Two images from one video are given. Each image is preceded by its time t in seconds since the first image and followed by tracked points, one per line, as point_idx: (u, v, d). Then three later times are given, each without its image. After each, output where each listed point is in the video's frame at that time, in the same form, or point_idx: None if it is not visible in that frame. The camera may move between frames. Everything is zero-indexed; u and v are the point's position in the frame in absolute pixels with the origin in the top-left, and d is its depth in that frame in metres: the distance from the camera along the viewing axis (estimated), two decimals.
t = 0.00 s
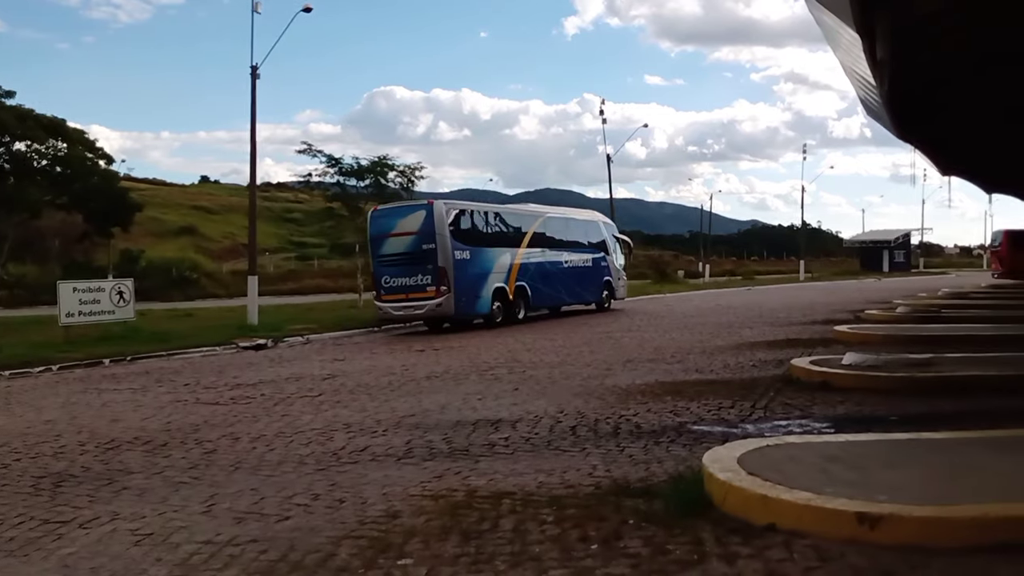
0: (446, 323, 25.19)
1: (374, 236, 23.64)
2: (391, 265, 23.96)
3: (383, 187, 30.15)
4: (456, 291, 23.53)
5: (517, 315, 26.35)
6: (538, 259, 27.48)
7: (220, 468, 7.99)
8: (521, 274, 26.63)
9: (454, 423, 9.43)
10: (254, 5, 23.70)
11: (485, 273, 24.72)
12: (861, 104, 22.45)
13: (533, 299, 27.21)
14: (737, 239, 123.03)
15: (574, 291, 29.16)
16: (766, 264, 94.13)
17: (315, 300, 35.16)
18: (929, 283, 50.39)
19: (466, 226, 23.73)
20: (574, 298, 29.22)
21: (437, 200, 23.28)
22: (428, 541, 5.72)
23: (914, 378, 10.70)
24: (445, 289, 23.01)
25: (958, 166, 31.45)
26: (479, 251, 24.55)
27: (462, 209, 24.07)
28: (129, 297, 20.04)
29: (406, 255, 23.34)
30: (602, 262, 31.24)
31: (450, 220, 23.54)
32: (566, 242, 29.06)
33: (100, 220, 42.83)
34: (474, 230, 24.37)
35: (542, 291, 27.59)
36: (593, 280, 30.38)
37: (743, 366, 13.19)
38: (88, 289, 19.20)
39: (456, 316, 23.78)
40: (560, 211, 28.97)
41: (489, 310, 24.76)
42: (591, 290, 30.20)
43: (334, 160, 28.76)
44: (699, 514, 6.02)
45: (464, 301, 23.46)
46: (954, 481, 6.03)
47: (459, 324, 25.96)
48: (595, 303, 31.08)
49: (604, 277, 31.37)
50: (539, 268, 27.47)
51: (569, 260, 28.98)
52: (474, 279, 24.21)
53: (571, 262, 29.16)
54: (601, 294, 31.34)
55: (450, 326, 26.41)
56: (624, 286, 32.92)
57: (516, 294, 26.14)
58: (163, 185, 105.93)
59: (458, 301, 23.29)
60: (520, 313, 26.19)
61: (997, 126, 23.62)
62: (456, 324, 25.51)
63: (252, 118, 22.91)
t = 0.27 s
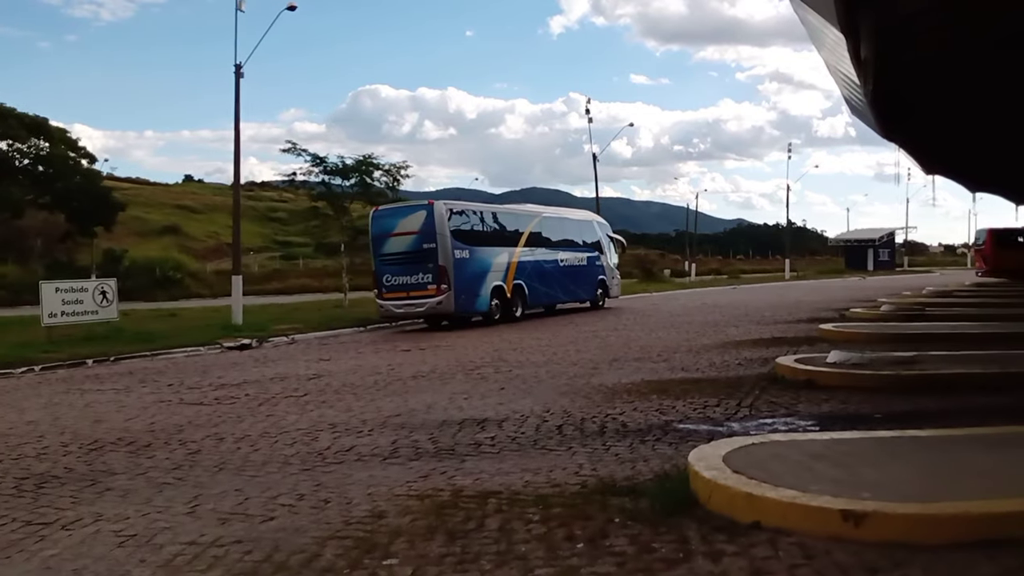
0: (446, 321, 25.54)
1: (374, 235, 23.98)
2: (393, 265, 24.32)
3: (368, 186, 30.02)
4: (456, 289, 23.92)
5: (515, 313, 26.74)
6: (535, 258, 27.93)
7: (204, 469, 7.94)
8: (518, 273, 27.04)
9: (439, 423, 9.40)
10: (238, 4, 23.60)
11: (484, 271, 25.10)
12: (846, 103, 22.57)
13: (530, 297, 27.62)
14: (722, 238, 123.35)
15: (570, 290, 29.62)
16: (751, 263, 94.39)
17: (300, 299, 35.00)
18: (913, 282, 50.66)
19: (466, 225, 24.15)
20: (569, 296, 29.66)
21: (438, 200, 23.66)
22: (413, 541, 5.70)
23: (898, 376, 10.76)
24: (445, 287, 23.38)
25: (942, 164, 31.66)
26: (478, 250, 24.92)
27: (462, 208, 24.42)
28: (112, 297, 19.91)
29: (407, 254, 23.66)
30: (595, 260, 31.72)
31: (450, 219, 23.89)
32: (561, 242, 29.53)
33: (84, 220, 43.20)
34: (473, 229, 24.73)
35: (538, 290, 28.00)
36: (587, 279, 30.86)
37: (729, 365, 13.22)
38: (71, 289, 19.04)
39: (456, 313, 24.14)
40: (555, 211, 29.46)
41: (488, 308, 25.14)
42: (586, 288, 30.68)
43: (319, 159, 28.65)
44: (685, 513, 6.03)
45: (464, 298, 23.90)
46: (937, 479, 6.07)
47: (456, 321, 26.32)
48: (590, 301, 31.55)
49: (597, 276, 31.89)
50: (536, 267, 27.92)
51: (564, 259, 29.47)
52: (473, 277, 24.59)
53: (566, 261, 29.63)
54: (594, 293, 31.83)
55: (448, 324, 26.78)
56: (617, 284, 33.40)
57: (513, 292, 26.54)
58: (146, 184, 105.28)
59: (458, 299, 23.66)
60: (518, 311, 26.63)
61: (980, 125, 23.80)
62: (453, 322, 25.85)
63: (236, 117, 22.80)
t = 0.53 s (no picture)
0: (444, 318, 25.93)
1: (376, 235, 24.48)
2: (394, 264, 24.79)
3: (355, 185, 29.99)
4: (456, 287, 24.32)
5: (513, 311, 27.14)
6: (532, 257, 28.34)
7: (189, 469, 7.91)
8: (516, 271, 27.45)
9: (426, 422, 9.40)
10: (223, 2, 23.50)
11: (483, 270, 25.53)
12: (831, 103, 22.71)
13: (527, 296, 28.03)
14: (709, 237, 123.66)
15: (566, 288, 30.05)
16: (738, 262, 94.62)
17: (286, 299, 34.87)
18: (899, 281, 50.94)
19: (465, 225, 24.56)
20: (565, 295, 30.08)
21: (439, 201, 24.17)
22: (400, 540, 5.70)
23: (883, 375, 10.83)
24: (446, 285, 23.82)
25: (927, 164, 31.87)
26: (477, 249, 25.35)
27: (462, 208, 24.89)
28: (96, 297, 19.79)
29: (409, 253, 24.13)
30: (590, 260, 32.15)
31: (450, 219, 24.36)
32: (557, 242, 29.97)
33: (69, 219, 43.01)
34: (473, 229, 25.17)
35: (535, 288, 28.42)
36: (583, 278, 31.29)
37: (715, 364, 13.27)
38: (55, 289, 18.92)
39: (456, 311, 24.56)
40: (552, 211, 29.89)
41: (487, 306, 25.56)
42: (582, 287, 31.10)
43: (305, 158, 28.55)
44: (670, 511, 6.05)
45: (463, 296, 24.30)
46: (920, 476, 6.11)
47: (456, 319, 26.72)
48: (585, 300, 31.97)
49: (593, 274, 32.30)
50: (533, 265, 28.33)
51: (561, 258, 29.88)
52: (473, 276, 25.02)
53: (562, 260, 30.06)
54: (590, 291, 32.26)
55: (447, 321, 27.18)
56: (612, 283, 33.81)
57: (511, 291, 26.97)
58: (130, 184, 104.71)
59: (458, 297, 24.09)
60: (516, 309, 27.04)
61: (964, 125, 23.96)
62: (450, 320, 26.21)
63: (221, 117, 22.70)
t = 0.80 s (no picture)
0: (442, 317, 26.30)
1: (376, 235, 24.87)
2: (393, 264, 25.17)
3: (341, 185, 29.91)
4: (454, 286, 24.69)
5: (509, 311, 27.53)
6: (527, 257, 28.75)
7: (173, 470, 7.87)
8: (512, 271, 27.86)
9: (412, 423, 9.38)
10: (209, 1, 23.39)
11: (481, 270, 25.92)
12: (817, 104, 22.82)
13: (523, 295, 28.43)
14: (696, 237, 123.95)
15: (561, 288, 30.48)
16: (724, 262, 94.90)
17: (272, 299, 34.69)
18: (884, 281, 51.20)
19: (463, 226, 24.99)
20: (560, 295, 30.51)
21: (439, 202, 24.62)
22: (386, 541, 5.68)
23: (868, 374, 10.88)
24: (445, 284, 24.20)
25: (912, 165, 32.06)
26: (475, 250, 25.74)
27: (461, 211, 25.33)
28: (80, 297, 19.65)
29: (408, 253, 24.52)
30: (584, 260, 32.58)
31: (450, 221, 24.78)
32: (551, 243, 30.42)
33: (54, 219, 42.76)
34: (471, 231, 25.57)
35: (531, 288, 28.84)
36: (577, 278, 31.71)
37: (701, 364, 13.31)
38: (38, 288, 18.78)
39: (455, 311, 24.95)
40: (546, 213, 30.37)
41: (485, 306, 25.94)
42: (576, 287, 31.52)
43: (291, 157, 28.43)
44: (656, 511, 6.05)
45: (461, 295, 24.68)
46: (905, 476, 6.14)
47: (453, 318, 27.11)
48: (580, 299, 32.39)
49: (586, 275, 32.75)
50: (528, 265, 28.75)
51: (555, 258, 30.31)
52: (471, 276, 25.41)
53: (557, 261, 30.50)
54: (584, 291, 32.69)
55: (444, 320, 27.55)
56: (605, 283, 34.28)
57: (508, 291, 27.37)
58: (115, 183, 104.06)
59: (456, 296, 24.48)
60: (511, 308, 27.41)
61: (948, 126, 24.12)
62: (446, 319, 26.53)
63: (207, 116, 22.58)
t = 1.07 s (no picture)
0: (440, 317, 26.58)
1: (376, 235, 25.09)
2: (393, 263, 25.36)
3: (328, 185, 29.82)
4: (454, 287, 24.97)
5: (506, 310, 27.82)
6: (523, 258, 29.08)
7: (157, 472, 7.81)
8: (508, 271, 28.17)
9: (399, 424, 9.35)
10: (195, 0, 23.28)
11: (478, 270, 26.22)
12: (803, 106, 22.90)
13: (519, 295, 28.75)
14: (682, 239, 124.28)
15: (556, 289, 30.82)
16: (711, 264, 95.14)
17: (257, 300, 34.53)
18: (870, 283, 51.43)
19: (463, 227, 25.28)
20: (555, 295, 30.86)
21: (438, 203, 24.87)
22: (372, 543, 5.66)
23: (853, 375, 10.92)
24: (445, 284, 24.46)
25: (897, 167, 32.22)
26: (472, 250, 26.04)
27: (459, 212, 25.63)
28: (64, 297, 19.51)
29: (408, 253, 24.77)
30: (578, 261, 32.92)
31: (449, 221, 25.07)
32: (546, 244, 30.76)
33: (38, 218, 42.51)
34: (469, 231, 25.87)
35: (526, 288, 29.17)
36: (571, 278, 32.04)
37: (688, 365, 13.33)
38: (21, 288, 18.63)
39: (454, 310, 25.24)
40: (541, 214, 30.71)
41: (482, 305, 26.23)
42: (571, 288, 31.87)
43: (277, 157, 28.32)
44: (642, 511, 6.05)
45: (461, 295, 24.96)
46: (890, 476, 6.16)
47: (450, 317, 27.38)
48: (574, 300, 32.74)
49: (581, 276, 33.08)
50: (523, 266, 29.08)
51: (550, 259, 30.66)
52: (469, 276, 25.71)
53: (551, 261, 30.85)
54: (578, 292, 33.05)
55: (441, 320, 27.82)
56: (599, 284, 34.66)
57: (504, 291, 27.68)
58: (99, 182, 103.43)
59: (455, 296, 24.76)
60: (508, 308, 27.72)
61: (933, 129, 24.24)
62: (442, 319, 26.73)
63: (193, 115, 22.46)
